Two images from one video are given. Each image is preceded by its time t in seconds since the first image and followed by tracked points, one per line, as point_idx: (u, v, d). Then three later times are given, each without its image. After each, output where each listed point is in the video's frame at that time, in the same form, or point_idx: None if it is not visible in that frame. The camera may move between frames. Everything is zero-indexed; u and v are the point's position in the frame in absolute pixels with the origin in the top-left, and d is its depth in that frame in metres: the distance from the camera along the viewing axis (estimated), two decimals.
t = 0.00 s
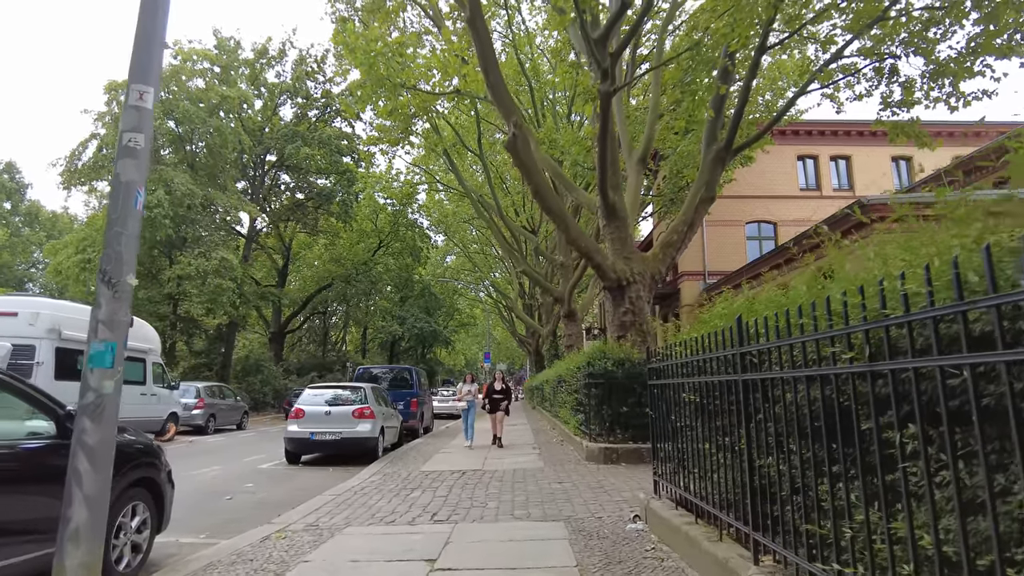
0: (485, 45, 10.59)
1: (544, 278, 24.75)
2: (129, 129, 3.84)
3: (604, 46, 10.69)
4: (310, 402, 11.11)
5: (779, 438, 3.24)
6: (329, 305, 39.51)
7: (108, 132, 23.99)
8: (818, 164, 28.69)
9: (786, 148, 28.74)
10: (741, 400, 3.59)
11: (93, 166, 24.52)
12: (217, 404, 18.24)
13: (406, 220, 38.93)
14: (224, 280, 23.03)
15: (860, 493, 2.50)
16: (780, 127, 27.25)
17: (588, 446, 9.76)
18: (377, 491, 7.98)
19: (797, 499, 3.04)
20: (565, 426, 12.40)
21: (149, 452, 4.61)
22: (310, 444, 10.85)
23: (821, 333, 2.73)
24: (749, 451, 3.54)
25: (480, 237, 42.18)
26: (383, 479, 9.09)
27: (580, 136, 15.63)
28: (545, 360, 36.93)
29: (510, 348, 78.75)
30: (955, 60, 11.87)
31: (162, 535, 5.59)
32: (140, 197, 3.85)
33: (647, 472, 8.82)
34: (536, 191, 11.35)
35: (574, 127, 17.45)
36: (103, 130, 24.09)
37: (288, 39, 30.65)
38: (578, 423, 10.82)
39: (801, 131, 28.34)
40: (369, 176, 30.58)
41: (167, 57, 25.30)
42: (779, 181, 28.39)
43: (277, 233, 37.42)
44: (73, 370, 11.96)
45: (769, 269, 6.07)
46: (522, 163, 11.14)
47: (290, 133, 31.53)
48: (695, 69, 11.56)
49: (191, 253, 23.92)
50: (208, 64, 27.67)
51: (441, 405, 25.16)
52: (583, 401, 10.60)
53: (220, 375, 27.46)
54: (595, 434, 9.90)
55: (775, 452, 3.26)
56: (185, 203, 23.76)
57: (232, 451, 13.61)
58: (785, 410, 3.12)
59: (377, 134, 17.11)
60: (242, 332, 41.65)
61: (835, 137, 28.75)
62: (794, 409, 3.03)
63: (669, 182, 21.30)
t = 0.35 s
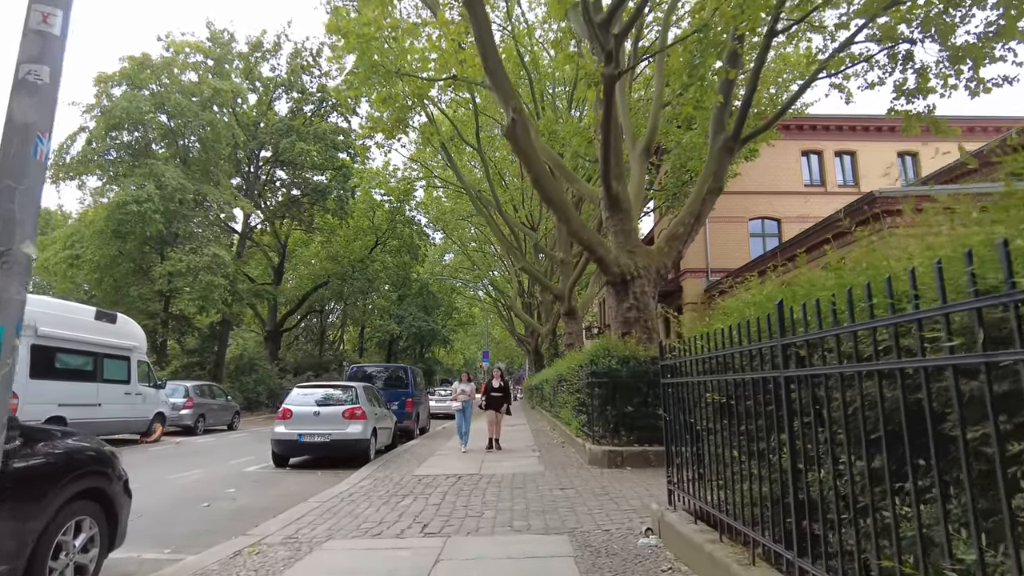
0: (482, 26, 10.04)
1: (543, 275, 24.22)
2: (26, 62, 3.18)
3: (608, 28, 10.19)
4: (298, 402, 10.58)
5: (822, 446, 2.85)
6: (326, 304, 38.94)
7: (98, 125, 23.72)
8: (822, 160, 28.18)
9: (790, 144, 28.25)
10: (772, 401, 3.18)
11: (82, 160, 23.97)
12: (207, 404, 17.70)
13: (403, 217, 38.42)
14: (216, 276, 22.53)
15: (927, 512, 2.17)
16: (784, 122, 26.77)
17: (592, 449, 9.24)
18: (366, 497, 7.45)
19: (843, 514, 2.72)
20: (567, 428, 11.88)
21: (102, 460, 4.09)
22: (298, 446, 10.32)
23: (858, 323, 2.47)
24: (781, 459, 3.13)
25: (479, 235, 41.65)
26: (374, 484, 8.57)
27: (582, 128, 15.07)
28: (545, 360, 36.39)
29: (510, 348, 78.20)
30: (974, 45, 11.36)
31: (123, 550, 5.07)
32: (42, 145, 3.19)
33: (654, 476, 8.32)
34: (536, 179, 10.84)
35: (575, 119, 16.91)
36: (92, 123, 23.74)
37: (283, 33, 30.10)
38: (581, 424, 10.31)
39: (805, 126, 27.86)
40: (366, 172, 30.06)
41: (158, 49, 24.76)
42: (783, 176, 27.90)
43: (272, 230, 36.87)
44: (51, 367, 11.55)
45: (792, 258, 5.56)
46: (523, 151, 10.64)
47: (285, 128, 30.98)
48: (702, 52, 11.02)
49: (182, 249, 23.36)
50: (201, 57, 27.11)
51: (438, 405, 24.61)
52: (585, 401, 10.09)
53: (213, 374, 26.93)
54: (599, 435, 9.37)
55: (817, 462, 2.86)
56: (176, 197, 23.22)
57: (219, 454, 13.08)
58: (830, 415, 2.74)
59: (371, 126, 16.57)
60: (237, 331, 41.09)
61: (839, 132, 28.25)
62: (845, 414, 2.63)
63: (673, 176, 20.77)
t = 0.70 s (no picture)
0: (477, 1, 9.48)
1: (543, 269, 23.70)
2: None
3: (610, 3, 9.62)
4: (284, 398, 10.06)
5: (873, 445, 2.40)
6: (323, 300, 38.44)
7: (87, 116, 23.15)
8: (827, 152, 27.63)
9: (794, 136, 27.71)
10: (807, 394, 2.74)
11: (70, 152, 23.43)
12: (196, 401, 17.19)
13: (401, 212, 37.91)
14: (208, 271, 22.04)
15: (994, 521, 1.82)
16: (788, 113, 26.23)
17: (593, 447, 8.72)
18: (351, 500, 6.93)
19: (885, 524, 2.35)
20: (567, 426, 11.37)
21: (33, 467, 3.59)
22: (283, 445, 9.79)
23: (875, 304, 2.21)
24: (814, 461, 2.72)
25: (478, 231, 41.17)
26: (361, 485, 8.06)
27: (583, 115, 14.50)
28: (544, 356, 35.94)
29: (509, 346, 77.81)
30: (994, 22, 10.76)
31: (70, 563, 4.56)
32: None
33: (660, 477, 7.80)
34: (535, 164, 10.32)
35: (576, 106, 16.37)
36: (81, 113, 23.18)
37: (277, 24, 29.55)
38: (581, 422, 9.81)
39: (809, 118, 27.33)
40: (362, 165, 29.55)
41: (148, 39, 24.20)
42: (787, 169, 27.38)
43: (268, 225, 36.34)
44: (26, 362, 11.03)
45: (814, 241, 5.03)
46: (520, 135, 10.10)
47: (280, 120, 30.44)
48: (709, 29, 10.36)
49: (173, 243, 22.85)
50: (192, 47, 26.57)
51: (435, 403, 24.14)
52: (586, 398, 9.59)
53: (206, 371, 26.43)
54: (601, 433, 8.85)
55: (866, 464, 2.42)
56: (167, 190, 22.71)
57: (205, 452, 12.58)
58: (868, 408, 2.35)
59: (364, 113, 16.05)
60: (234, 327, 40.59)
61: (845, 124, 27.71)
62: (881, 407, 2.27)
63: (676, 167, 20.24)
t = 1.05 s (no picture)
0: None
1: (542, 268, 23.23)
2: None
3: None
4: (270, 402, 9.58)
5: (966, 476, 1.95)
6: (319, 299, 37.95)
7: (76, 111, 22.66)
8: (832, 148, 27.14)
9: (798, 132, 27.22)
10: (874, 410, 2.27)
11: (59, 147, 22.93)
12: (186, 403, 16.71)
13: (398, 210, 37.43)
14: (200, 269, 21.57)
15: None
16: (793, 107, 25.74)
17: (596, 454, 8.25)
18: (337, 512, 6.46)
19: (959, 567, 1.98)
20: (568, 430, 10.90)
21: None
22: (269, 451, 9.31)
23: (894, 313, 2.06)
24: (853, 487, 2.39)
25: (477, 229, 40.70)
26: (350, 495, 7.58)
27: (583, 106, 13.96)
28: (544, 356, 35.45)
29: (509, 345, 77.37)
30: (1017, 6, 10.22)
31: None
32: None
33: (667, 487, 7.33)
34: (535, 156, 9.77)
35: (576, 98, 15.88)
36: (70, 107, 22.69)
37: (272, 18, 29.06)
38: (583, 425, 9.35)
39: (814, 113, 26.86)
40: (358, 162, 29.06)
41: (139, 32, 23.71)
42: (791, 166, 26.91)
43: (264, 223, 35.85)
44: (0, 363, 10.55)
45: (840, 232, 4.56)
46: (519, 124, 9.57)
47: (275, 116, 29.92)
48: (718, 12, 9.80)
49: (164, 240, 22.37)
50: (185, 41, 26.09)
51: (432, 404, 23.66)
52: (588, 401, 9.14)
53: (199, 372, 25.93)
54: (604, 438, 8.37)
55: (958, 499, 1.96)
56: (159, 186, 22.24)
57: (192, 457, 12.10)
58: (918, 433, 2.02)
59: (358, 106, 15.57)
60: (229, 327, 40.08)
61: (850, 119, 27.23)
62: (930, 431, 1.96)
63: (678, 162, 19.76)
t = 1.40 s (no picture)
0: None
1: (544, 265, 22.68)
2: None
3: None
4: (258, 402, 9.06)
5: None
6: (318, 298, 37.40)
7: (67, 104, 22.16)
8: (839, 144, 26.61)
9: (805, 127, 26.68)
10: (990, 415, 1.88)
11: (50, 142, 22.43)
12: (177, 404, 16.17)
13: (398, 207, 36.91)
14: (193, 267, 21.07)
15: None
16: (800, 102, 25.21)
17: (601, 458, 7.72)
18: (323, 522, 5.94)
19: None
20: (573, 433, 10.39)
21: None
22: (256, 455, 8.78)
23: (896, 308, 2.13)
24: (890, 503, 2.23)
25: (477, 228, 40.16)
26: (339, 502, 7.05)
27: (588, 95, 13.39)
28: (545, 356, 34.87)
29: (509, 345, 76.77)
30: None
31: None
32: None
33: (681, 494, 6.80)
34: (538, 141, 9.28)
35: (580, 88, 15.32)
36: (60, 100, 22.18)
37: (269, 11, 28.55)
38: (588, 426, 8.84)
39: (821, 108, 26.32)
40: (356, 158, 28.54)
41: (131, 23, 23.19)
42: (797, 162, 26.39)
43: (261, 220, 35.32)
44: None
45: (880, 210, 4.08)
46: (521, 107, 9.07)
47: (272, 111, 29.39)
48: None
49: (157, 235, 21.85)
50: (179, 34, 25.58)
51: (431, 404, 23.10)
52: (592, 400, 8.66)
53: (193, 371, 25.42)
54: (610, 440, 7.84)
55: None
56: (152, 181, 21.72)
57: (178, 459, 11.60)
58: None
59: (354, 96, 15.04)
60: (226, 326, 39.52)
61: (858, 115, 26.66)
62: None
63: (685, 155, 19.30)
